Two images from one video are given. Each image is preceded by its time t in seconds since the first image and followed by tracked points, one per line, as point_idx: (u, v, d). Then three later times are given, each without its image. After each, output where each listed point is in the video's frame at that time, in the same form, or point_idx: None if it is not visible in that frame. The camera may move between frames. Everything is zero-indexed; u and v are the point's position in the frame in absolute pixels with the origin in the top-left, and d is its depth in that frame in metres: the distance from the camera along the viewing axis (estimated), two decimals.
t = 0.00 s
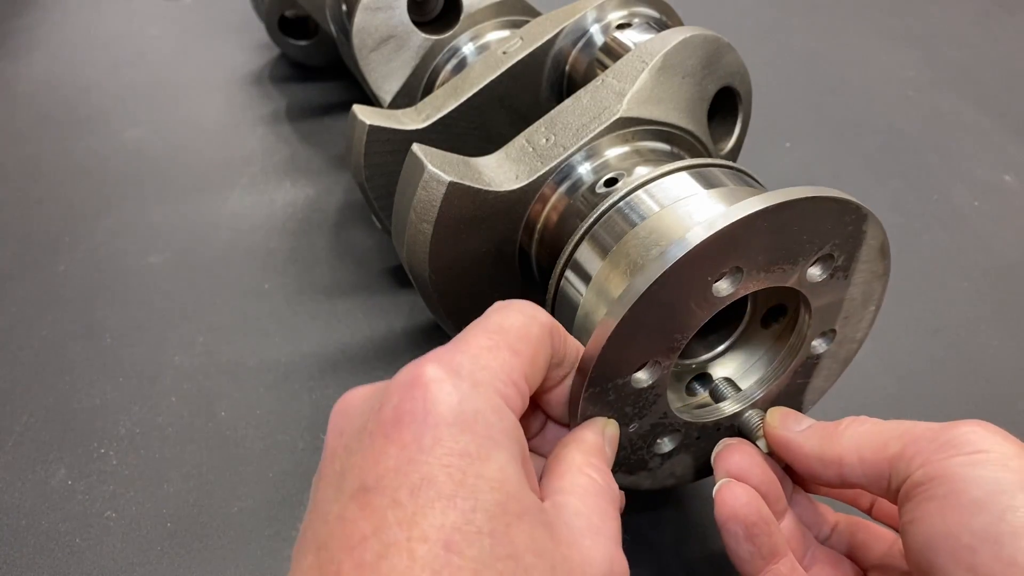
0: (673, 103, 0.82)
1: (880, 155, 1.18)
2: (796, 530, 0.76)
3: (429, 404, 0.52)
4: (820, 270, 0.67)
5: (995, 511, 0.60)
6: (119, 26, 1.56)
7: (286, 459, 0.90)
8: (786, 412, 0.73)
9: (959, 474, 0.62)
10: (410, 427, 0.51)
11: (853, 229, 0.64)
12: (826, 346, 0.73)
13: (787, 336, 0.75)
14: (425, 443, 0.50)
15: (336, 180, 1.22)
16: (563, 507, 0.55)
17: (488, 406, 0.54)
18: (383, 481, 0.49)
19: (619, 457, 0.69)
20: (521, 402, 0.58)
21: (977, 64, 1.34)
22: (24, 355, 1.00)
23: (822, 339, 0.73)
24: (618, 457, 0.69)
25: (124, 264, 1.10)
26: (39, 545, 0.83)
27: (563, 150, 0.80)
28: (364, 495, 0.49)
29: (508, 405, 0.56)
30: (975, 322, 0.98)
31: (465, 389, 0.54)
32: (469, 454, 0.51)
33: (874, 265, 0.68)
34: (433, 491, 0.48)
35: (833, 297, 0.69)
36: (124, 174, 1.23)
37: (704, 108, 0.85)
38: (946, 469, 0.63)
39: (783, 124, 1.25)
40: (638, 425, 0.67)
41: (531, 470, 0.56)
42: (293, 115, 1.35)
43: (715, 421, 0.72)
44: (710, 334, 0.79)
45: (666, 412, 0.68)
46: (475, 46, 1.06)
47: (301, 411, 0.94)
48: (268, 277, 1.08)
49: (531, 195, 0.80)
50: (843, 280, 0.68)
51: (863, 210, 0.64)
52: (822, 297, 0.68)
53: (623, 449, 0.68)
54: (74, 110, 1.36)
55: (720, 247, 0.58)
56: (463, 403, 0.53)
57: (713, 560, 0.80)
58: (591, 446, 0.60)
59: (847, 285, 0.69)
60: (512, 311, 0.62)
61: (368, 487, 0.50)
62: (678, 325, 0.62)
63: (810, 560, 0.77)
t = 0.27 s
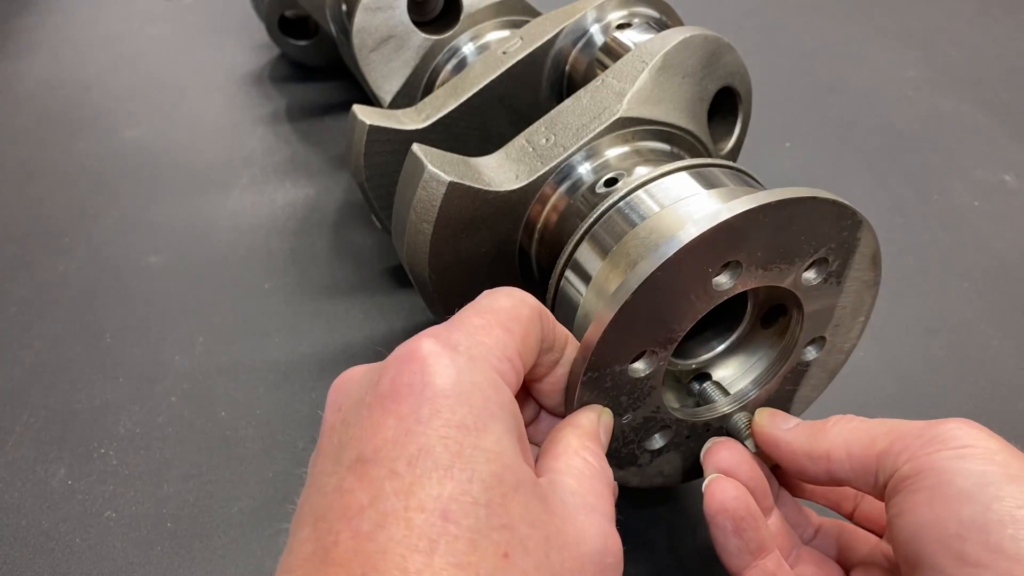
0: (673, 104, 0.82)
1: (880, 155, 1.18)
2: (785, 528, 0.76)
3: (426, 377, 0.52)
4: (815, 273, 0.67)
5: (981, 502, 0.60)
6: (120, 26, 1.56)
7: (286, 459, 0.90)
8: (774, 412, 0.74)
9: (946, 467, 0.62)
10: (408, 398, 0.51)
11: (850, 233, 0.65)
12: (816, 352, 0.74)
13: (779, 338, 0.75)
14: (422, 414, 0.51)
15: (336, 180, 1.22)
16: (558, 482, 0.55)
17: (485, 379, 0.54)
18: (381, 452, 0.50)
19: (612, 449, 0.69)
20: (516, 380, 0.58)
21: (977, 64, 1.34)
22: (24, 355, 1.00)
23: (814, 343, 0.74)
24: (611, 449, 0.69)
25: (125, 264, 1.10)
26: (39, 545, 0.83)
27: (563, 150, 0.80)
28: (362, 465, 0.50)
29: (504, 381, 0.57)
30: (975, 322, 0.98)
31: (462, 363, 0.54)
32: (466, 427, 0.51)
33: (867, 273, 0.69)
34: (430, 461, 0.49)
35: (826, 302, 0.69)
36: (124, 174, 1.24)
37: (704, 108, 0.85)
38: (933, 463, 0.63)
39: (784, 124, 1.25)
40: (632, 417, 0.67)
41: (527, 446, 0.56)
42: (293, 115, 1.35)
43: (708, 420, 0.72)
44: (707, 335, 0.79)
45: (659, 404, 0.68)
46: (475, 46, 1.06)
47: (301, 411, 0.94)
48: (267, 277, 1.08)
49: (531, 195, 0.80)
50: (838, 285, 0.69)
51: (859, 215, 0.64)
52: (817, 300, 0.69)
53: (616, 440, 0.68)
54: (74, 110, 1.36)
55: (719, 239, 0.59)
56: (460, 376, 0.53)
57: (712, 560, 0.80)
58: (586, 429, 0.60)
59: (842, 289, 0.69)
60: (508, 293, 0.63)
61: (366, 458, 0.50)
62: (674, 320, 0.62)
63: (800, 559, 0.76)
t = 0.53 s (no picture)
0: (673, 104, 0.82)
1: (880, 155, 1.18)
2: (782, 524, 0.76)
3: (426, 368, 0.52)
4: (814, 274, 0.67)
5: (966, 500, 0.59)
6: (119, 26, 1.56)
7: (286, 459, 0.90)
8: (770, 412, 0.73)
9: (933, 467, 0.61)
10: (408, 390, 0.51)
11: (850, 234, 0.65)
12: (816, 354, 0.74)
13: (779, 339, 0.75)
14: (422, 405, 0.50)
15: (336, 180, 1.22)
16: (559, 474, 0.55)
17: (485, 370, 0.54)
18: (383, 443, 0.49)
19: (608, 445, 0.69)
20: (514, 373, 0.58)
21: (977, 64, 1.34)
22: (24, 355, 1.00)
23: (814, 345, 0.74)
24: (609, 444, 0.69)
25: (125, 264, 1.10)
26: (39, 545, 0.83)
27: (563, 150, 0.80)
28: (364, 457, 0.50)
29: (503, 373, 0.57)
30: (975, 322, 0.98)
31: (463, 355, 0.54)
32: (468, 417, 0.51)
33: (867, 274, 0.69)
34: (432, 452, 0.48)
35: (826, 304, 0.69)
36: (124, 173, 1.23)
37: (704, 108, 0.85)
38: (920, 463, 0.62)
39: (784, 124, 1.25)
40: (629, 413, 0.67)
41: (528, 438, 0.56)
42: (293, 115, 1.35)
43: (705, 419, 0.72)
44: (708, 335, 0.79)
45: (657, 402, 0.68)
46: (475, 46, 1.06)
47: (301, 411, 0.94)
48: (268, 277, 1.08)
49: (531, 195, 0.80)
50: (837, 286, 0.69)
51: (858, 216, 0.64)
52: (816, 301, 0.69)
53: (613, 437, 0.68)
54: (74, 110, 1.36)
55: (717, 235, 0.59)
56: (460, 367, 0.53)
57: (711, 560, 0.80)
58: (585, 424, 0.60)
59: (841, 290, 0.69)
60: (503, 288, 0.63)
61: (368, 448, 0.50)
62: (672, 316, 0.62)
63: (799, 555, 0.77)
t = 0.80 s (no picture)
0: (673, 104, 0.82)
1: (880, 155, 1.18)
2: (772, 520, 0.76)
3: (411, 355, 0.52)
4: (812, 271, 0.67)
5: (953, 501, 0.58)
6: (120, 26, 1.56)
7: (286, 458, 0.90)
8: (765, 409, 0.73)
9: (920, 470, 0.61)
10: (394, 377, 0.51)
11: (847, 231, 0.65)
12: (815, 353, 0.74)
13: (778, 337, 0.75)
14: (407, 391, 0.51)
15: (336, 180, 1.22)
16: (546, 461, 0.55)
17: (471, 358, 0.54)
18: (367, 429, 0.50)
19: (604, 439, 0.69)
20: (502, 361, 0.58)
21: (977, 64, 1.34)
22: (24, 355, 1.00)
23: (812, 343, 0.74)
24: (604, 438, 0.69)
25: (124, 263, 1.10)
26: (40, 545, 0.83)
27: (563, 150, 0.80)
28: (349, 443, 0.50)
29: (491, 361, 0.57)
30: (974, 322, 0.98)
31: (449, 342, 0.54)
32: (453, 403, 0.51)
33: (866, 273, 0.69)
34: (415, 437, 0.49)
35: (824, 301, 0.70)
36: (124, 173, 1.24)
37: (703, 108, 0.85)
38: (908, 466, 0.62)
39: (784, 124, 1.25)
40: (625, 407, 0.67)
41: (514, 426, 0.56)
42: (293, 115, 1.35)
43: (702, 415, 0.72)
44: (708, 335, 0.80)
45: (654, 396, 0.68)
46: (475, 46, 1.06)
47: (301, 411, 0.94)
48: (267, 277, 1.08)
49: (531, 195, 0.80)
50: (836, 283, 0.69)
51: (856, 213, 0.64)
52: (813, 298, 0.69)
53: (609, 431, 0.69)
54: (74, 109, 1.36)
55: (712, 226, 0.59)
56: (446, 354, 0.53)
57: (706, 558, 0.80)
58: (577, 414, 0.60)
59: (840, 288, 0.69)
60: (493, 279, 0.63)
61: (354, 435, 0.50)
62: (667, 309, 0.62)
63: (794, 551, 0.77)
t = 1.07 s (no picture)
0: (673, 104, 0.82)
1: (880, 155, 1.18)
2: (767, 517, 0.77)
3: (402, 352, 0.52)
4: (811, 269, 0.67)
5: (935, 514, 0.59)
6: (120, 26, 1.56)
7: (286, 458, 0.90)
8: (758, 404, 0.73)
9: (907, 483, 0.61)
10: (385, 373, 0.51)
11: (844, 227, 0.65)
12: (813, 350, 0.74)
13: (778, 336, 0.75)
14: (397, 388, 0.51)
15: (336, 180, 1.22)
16: (538, 457, 0.55)
17: (463, 354, 0.54)
18: (358, 426, 0.50)
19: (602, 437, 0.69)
20: (495, 358, 0.58)
21: (977, 64, 1.34)
22: (24, 355, 1.00)
23: (810, 341, 0.74)
24: (603, 436, 0.69)
25: (124, 264, 1.10)
26: (40, 545, 0.83)
27: (562, 150, 0.80)
28: (341, 439, 0.50)
29: (483, 358, 0.57)
30: (974, 322, 0.98)
31: (440, 339, 0.54)
32: (443, 399, 0.51)
33: (863, 271, 0.69)
34: (404, 433, 0.49)
35: (822, 298, 0.70)
36: (123, 173, 1.24)
37: (704, 108, 0.85)
38: (895, 477, 0.62)
39: (784, 125, 1.25)
40: (624, 405, 0.67)
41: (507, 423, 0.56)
42: (294, 115, 1.35)
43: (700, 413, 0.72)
44: (707, 335, 0.80)
45: (653, 395, 0.68)
46: (475, 46, 1.06)
47: (300, 411, 0.94)
48: (267, 277, 1.08)
49: (532, 195, 0.80)
50: (834, 280, 0.69)
51: (853, 209, 0.64)
52: (811, 295, 0.69)
53: (607, 430, 0.68)
54: (74, 110, 1.36)
55: (709, 222, 0.59)
56: (437, 351, 0.53)
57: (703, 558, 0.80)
58: (573, 411, 0.60)
59: (838, 285, 0.69)
60: (487, 277, 0.63)
61: (346, 431, 0.50)
62: (665, 306, 0.62)
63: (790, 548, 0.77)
